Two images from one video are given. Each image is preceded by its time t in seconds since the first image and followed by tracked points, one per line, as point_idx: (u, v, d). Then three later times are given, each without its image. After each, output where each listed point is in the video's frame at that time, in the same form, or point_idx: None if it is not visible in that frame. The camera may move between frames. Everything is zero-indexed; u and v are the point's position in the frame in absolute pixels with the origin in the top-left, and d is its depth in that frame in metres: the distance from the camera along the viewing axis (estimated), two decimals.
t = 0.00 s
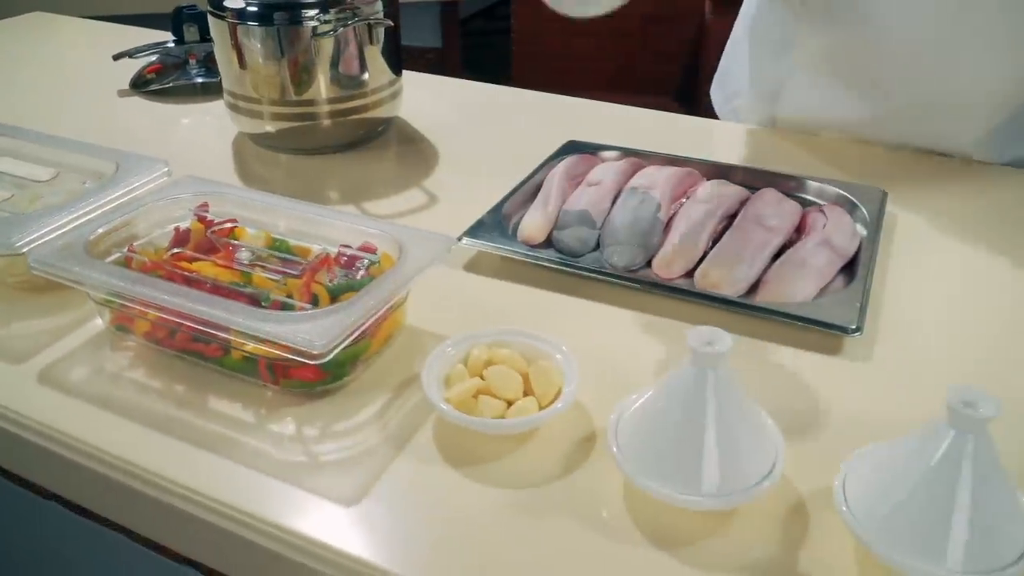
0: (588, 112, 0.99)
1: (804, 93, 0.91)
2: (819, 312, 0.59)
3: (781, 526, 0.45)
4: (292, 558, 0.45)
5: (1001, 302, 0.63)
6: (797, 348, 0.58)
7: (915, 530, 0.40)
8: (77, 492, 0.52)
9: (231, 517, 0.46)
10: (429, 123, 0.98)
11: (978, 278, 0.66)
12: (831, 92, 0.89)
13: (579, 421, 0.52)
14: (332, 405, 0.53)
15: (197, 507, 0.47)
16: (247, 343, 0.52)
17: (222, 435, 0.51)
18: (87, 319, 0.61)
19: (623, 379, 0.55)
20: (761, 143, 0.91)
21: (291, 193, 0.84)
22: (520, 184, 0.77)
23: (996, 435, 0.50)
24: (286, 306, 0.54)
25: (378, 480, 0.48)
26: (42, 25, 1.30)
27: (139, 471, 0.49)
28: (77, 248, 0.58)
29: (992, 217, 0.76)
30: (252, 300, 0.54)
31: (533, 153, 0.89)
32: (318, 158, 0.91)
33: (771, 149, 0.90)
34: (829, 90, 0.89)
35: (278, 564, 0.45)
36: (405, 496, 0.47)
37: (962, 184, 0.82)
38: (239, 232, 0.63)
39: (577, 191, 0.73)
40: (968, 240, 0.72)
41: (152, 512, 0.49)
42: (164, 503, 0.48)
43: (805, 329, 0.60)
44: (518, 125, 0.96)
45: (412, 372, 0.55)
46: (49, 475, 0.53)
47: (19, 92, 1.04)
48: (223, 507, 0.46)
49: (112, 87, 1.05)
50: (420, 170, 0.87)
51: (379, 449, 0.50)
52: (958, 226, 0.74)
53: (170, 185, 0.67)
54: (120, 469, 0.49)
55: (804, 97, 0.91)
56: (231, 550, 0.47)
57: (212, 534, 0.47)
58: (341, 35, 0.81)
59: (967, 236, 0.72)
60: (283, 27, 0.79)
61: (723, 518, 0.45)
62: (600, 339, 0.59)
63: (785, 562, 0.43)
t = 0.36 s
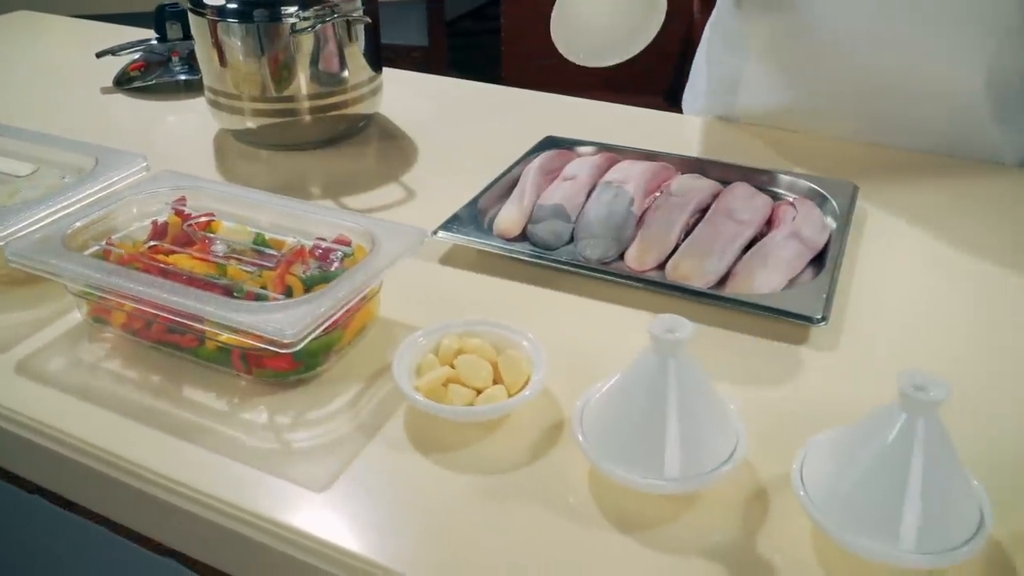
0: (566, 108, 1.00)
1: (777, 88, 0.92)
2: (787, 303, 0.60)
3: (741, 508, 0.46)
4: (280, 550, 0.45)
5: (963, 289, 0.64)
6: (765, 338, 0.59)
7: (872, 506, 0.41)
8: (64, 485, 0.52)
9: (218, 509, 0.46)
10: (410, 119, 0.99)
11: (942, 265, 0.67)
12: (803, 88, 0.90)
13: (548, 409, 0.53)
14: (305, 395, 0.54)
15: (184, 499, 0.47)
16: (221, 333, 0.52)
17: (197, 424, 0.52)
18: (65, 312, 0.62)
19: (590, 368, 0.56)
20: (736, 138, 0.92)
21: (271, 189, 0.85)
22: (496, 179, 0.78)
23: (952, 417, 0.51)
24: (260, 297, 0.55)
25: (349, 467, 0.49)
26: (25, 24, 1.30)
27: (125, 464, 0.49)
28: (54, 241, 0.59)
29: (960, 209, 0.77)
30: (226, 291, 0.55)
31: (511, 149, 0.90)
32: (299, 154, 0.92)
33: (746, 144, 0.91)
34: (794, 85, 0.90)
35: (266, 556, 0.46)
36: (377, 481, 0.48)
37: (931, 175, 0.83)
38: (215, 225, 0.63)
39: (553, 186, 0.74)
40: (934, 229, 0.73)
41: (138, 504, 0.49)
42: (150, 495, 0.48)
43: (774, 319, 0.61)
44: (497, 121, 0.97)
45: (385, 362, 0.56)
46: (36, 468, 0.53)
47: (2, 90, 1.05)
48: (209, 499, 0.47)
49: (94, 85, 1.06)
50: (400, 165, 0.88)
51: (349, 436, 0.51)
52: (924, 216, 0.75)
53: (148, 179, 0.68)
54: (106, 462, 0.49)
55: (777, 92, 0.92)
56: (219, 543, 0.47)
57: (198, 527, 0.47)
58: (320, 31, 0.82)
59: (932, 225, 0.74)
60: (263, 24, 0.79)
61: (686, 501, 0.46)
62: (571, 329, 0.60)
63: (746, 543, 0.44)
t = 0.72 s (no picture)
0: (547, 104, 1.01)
1: (753, 83, 0.94)
2: (761, 295, 0.61)
3: (710, 494, 0.47)
4: (281, 550, 0.45)
5: (933, 279, 0.65)
6: (738, 329, 0.60)
7: (838, 491, 0.42)
8: (66, 488, 0.52)
9: (219, 508, 0.47)
10: (392, 116, 0.99)
11: (913, 256, 0.69)
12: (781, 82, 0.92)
13: (521, 399, 0.54)
14: (282, 387, 0.54)
15: (184, 499, 0.48)
16: (199, 327, 0.53)
17: (176, 417, 0.52)
18: (48, 308, 0.63)
19: (563, 358, 0.57)
20: (715, 133, 0.93)
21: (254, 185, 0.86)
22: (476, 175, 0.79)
23: (918, 404, 0.52)
24: (238, 290, 0.55)
25: (325, 457, 0.50)
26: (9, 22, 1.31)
27: (125, 464, 0.49)
28: (35, 236, 0.59)
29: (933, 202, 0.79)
30: (205, 285, 0.56)
31: (492, 145, 0.91)
32: (282, 151, 0.92)
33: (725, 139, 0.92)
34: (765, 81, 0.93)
35: (267, 557, 0.46)
36: (352, 470, 0.49)
37: (906, 168, 0.84)
38: (196, 221, 0.64)
39: (531, 181, 0.75)
40: (907, 221, 0.74)
41: (137, 505, 0.49)
42: (149, 495, 0.48)
43: (748, 311, 0.62)
44: (479, 118, 0.98)
45: (362, 355, 0.57)
46: (37, 471, 0.53)
47: None
48: (208, 499, 0.47)
49: (79, 84, 1.06)
50: (383, 162, 0.89)
51: (326, 426, 0.52)
52: (898, 208, 0.76)
53: (129, 176, 0.69)
54: (108, 463, 0.49)
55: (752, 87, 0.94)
56: (221, 543, 0.47)
57: (198, 527, 0.47)
58: (302, 28, 0.83)
59: (906, 216, 0.75)
60: (245, 22, 0.80)
61: (655, 488, 0.47)
62: (546, 320, 0.61)
63: (714, 528, 0.45)
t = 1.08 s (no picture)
0: (530, 103, 1.02)
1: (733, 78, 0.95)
2: (737, 288, 0.62)
3: (681, 482, 0.47)
4: (284, 551, 0.45)
5: (906, 273, 0.66)
6: (713, 322, 0.61)
7: (805, 477, 0.42)
8: (69, 490, 0.53)
9: (220, 509, 0.47)
10: (376, 114, 1.00)
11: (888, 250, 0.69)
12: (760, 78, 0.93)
13: (498, 392, 0.54)
14: (261, 380, 0.55)
15: (182, 498, 0.48)
16: (179, 320, 0.54)
17: (156, 410, 0.53)
18: (31, 304, 0.63)
19: (539, 350, 0.58)
20: (697, 130, 0.94)
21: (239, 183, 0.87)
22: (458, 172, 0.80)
23: (888, 395, 0.53)
24: (217, 285, 0.56)
25: (303, 448, 0.50)
26: None
27: (124, 466, 0.49)
28: (17, 233, 0.60)
29: (911, 196, 0.79)
30: (184, 280, 0.56)
31: (475, 142, 0.91)
32: (267, 149, 0.93)
33: (706, 135, 0.93)
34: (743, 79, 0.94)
35: (265, 555, 0.46)
36: (329, 461, 0.49)
37: (884, 164, 0.85)
38: (177, 217, 0.64)
39: (512, 178, 0.76)
40: (883, 216, 0.75)
41: (137, 503, 0.49)
42: (147, 494, 0.49)
43: (724, 304, 0.62)
44: (462, 115, 0.99)
45: (341, 348, 0.58)
46: (36, 471, 0.53)
47: None
48: (204, 497, 0.47)
49: (65, 82, 1.07)
50: (367, 159, 0.90)
51: (303, 419, 0.52)
52: (875, 203, 0.77)
53: (111, 173, 0.69)
54: (108, 465, 0.50)
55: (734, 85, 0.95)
56: (224, 543, 0.47)
57: (196, 525, 0.48)
58: (286, 27, 0.83)
59: (881, 211, 0.76)
60: (229, 20, 0.80)
61: (628, 477, 0.48)
62: (524, 314, 0.62)
63: (685, 516, 0.45)
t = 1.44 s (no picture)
0: (509, 99, 1.03)
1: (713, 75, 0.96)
2: (711, 280, 0.63)
3: (650, 470, 0.48)
4: (285, 549, 0.45)
5: (877, 267, 0.67)
6: (686, 313, 0.62)
7: (768, 461, 0.43)
8: (66, 491, 0.52)
9: (218, 508, 0.46)
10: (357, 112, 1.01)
11: (859, 243, 0.71)
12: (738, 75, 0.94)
13: (471, 382, 0.55)
14: (239, 373, 0.56)
15: (184, 499, 0.47)
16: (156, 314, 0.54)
17: (133, 403, 0.53)
18: (11, 301, 0.64)
19: (514, 343, 0.58)
20: (676, 126, 0.95)
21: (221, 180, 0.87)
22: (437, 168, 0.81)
23: (854, 384, 0.54)
24: (195, 279, 0.56)
25: (279, 440, 0.51)
26: None
27: (121, 466, 0.49)
28: None
29: (884, 190, 0.80)
30: (162, 275, 0.57)
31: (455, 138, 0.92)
32: (249, 147, 0.94)
33: (685, 131, 0.94)
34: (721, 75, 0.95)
35: (263, 554, 0.46)
36: (305, 452, 0.50)
37: (858, 159, 0.87)
38: (156, 213, 0.65)
39: (490, 174, 0.77)
40: (856, 210, 0.76)
41: (141, 508, 0.49)
42: (149, 497, 0.48)
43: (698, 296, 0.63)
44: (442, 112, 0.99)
45: (318, 341, 0.58)
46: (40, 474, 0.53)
47: None
48: (206, 498, 0.47)
49: (47, 82, 1.07)
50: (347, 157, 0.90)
51: (279, 410, 0.53)
52: (849, 198, 0.78)
53: (91, 170, 0.69)
54: (105, 464, 0.49)
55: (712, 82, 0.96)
56: (223, 542, 0.47)
57: (201, 528, 0.47)
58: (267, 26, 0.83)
59: (854, 206, 0.77)
60: (209, 19, 0.81)
61: (598, 465, 0.49)
62: (500, 306, 0.62)
63: (654, 502, 0.46)
